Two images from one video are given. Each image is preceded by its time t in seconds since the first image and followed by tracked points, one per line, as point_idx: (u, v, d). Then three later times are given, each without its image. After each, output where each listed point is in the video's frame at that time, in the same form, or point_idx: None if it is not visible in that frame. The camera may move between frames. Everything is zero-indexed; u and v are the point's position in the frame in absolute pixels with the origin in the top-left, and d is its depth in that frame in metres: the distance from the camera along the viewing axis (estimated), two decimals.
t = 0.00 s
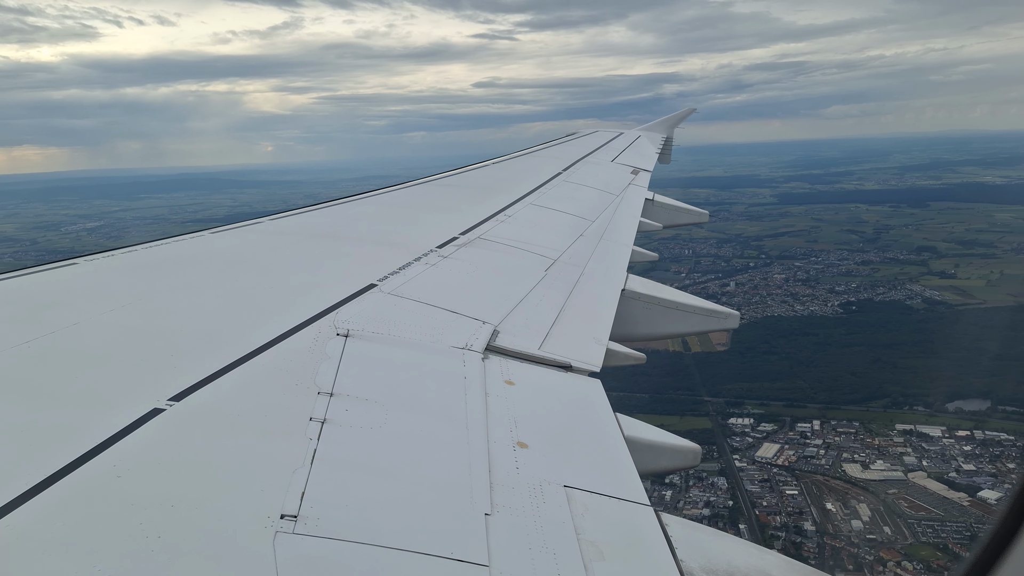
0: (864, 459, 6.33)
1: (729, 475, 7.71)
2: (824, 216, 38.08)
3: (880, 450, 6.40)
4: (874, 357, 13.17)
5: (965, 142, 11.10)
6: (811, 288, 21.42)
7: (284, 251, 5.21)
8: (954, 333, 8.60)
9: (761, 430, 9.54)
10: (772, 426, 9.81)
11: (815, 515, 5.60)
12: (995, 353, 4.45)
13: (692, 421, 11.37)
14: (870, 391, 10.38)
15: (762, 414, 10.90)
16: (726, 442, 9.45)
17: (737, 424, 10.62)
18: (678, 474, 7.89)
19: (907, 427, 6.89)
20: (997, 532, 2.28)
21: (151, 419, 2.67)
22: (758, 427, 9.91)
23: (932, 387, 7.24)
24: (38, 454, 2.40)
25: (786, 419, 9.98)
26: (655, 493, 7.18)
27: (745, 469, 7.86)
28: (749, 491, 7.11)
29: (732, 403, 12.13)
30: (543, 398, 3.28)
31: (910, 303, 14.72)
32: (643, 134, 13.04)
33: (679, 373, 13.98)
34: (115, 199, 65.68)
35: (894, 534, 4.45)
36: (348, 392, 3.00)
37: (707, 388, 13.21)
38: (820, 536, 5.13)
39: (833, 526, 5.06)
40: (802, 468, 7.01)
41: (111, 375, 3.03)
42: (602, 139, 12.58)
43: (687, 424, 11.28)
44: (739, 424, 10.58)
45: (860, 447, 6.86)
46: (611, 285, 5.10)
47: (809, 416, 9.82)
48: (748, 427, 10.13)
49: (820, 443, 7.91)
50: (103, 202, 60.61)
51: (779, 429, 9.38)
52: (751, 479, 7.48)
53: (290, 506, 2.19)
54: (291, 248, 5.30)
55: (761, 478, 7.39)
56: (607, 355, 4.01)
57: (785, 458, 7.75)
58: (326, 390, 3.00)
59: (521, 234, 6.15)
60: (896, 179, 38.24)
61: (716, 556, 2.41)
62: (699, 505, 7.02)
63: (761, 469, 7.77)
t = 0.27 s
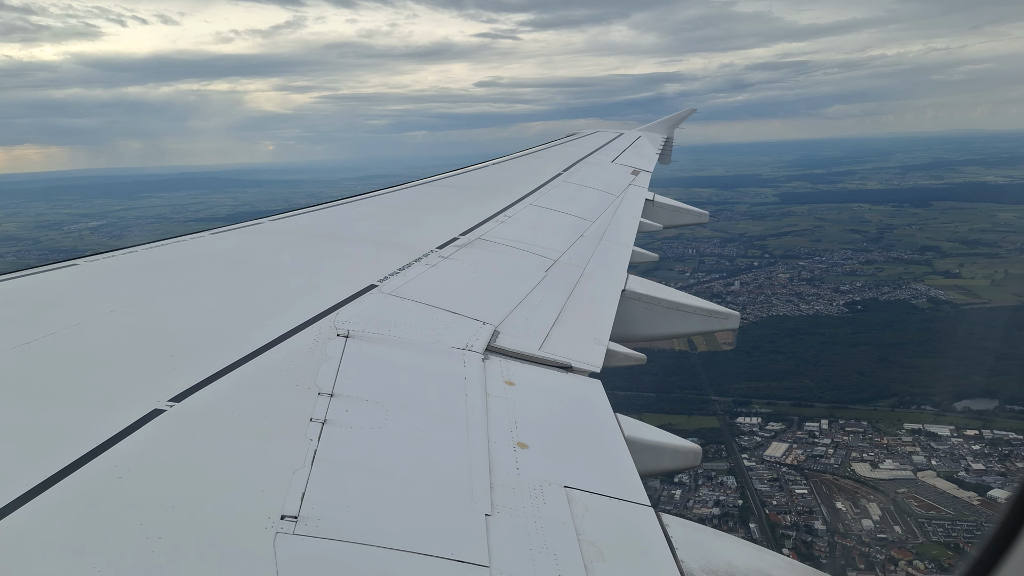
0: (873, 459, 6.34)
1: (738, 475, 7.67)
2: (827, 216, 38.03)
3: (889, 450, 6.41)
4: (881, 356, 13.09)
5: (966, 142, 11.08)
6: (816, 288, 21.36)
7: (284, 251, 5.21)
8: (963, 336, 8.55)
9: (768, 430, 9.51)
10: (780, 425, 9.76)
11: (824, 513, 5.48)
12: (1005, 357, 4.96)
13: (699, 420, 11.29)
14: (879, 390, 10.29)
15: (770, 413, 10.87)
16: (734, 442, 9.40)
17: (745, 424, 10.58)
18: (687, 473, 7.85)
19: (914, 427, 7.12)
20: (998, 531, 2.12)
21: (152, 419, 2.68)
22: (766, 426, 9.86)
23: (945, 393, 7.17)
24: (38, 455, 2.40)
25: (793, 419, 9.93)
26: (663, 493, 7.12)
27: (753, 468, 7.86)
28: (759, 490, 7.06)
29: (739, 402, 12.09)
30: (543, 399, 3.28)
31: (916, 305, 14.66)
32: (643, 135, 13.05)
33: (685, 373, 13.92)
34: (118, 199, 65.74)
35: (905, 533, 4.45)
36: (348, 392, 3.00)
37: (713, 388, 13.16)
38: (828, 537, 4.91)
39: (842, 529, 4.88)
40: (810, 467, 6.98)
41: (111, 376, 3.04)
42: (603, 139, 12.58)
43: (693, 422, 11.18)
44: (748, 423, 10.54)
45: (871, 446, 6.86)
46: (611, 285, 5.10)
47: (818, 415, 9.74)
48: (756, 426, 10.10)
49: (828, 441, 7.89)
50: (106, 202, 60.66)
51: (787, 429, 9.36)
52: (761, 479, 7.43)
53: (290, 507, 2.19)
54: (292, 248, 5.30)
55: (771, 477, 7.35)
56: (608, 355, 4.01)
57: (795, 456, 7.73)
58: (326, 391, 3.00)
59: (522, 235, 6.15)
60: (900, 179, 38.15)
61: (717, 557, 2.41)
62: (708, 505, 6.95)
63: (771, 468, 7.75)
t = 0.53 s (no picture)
0: (881, 459, 6.32)
1: (749, 471, 7.55)
2: (830, 215, 37.97)
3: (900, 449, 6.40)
4: (886, 354, 13.03)
5: (968, 141, 11.04)
6: (820, 288, 21.28)
7: (285, 251, 5.21)
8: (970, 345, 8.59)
9: (777, 429, 9.46)
10: (789, 425, 9.66)
11: (834, 513, 5.37)
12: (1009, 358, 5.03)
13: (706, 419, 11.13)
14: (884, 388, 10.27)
15: (777, 413, 10.80)
16: (742, 440, 9.24)
17: (753, 422, 10.49)
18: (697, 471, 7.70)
19: (923, 426, 7.06)
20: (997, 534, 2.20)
21: (152, 419, 2.68)
22: (774, 425, 9.76)
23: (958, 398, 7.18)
24: (39, 455, 2.40)
25: (802, 419, 9.93)
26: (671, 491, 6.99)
27: (761, 466, 7.81)
28: (768, 489, 6.97)
29: (747, 400, 12.06)
30: (543, 398, 3.28)
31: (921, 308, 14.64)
32: (643, 134, 13.03)
33: (692, 373, 13.96)
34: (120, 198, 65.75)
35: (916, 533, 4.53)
36: (348, 392, 3.00)
37: (720, 386, 13.16)
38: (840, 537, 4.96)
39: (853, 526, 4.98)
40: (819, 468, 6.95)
41: (110, 376, 3.03)
42: (603, 139, 12.55)
43: (700, 421, 11.05)
44: (755, 423, 10.43)
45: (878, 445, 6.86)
46: (612, 285, 5.10)
47: (826, 416, 9.71)
48: (763, 426, 10.01)
49: (837, 442, 7.83)
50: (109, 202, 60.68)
51: (795, 429, 9.26)
52: (771, 477, 7.33)
53: (290, 507, 2.19)
54: (293, 248, 5.30)
55: (780, 477, 7.25)
56: (608, 355, 4.01)
57: (804, 455, 7.69)
58: (326, 390, 3.00)
59: (521, 234, 6.14)
60: (903, 178, 38.07)
61: (717, 557, 2.41)
62: (717, 503, 6.80)
63: (779, 467, 7.67)
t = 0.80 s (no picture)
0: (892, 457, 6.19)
1: (758, 471, 7.55)
2: (834, 213, 37.89)
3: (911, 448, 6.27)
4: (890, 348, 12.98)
5: (970, 140, 11.00)
6: (824, 287, 21.24)
7: (286, 251, 5.21)
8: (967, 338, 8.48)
9: (785, 428, 9.53)
10: (797, 424, 9.66)
11: (845, 512, 5.40)
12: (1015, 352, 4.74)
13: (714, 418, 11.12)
14: (889, 386, 10.22)
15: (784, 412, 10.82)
16: (751, 439, 9.30)
17: (761, 421, 10.52)
18: (707, 471, 7.86)
19: (931, 424, 6.76)
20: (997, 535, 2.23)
21: (153, 419, 2.68)
22: (782, 425, 9.83)
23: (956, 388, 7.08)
24: (40, 455, 2.40)
25: (810, 417, 9.95)
26: (681, 492, 7.12)
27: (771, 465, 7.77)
28: (778, 488, 6.95)
29: (755, 399, 12.14)
30: (544, 398, 3.28)
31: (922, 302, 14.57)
32: (644, 134, 13.02)
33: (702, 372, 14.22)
34: (124, 198, 65.87)
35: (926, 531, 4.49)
36: (349, 391, 3.00)
37: (729, 385, 13.38)
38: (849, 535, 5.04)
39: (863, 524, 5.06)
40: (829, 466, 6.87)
41: (111, 376, 3.04)
42: (604, 138, 12.55)
43: (709, 420, 11.08)
44: (763, 421, 10.45)
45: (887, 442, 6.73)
46: (612, 284, 5.09)
47: (835, 416, 9.61)
48: (771, 425, 10.04)
49: (847, 440, 7.66)
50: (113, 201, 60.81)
51: (805, 428, 9.24)
52: (780, 476, 7.31)
53: (292, 506, 2.19)
54: (293, 248, 5.29)
55: (789, 475, 7.23)
56: (608, 354, 4.01)
57: (812, 454, 7.66)
58: (327, 390, 3.00)
59: (522, 234, 6.14)
60: (907, 176, 37.95)
61: (718, 556, 2.40)
62: (727, 501, 6.89)
63: (788, 465, 7.64)
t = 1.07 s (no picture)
0: (899, 453, 5.90)
1: (764, 467, 7.63)
2: (836, 211, 37.85)
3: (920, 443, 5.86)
4: (889, 342, 12.94)
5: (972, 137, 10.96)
6: (828, 284, 21.20)
7: (286, 247, 5.20)
8: (955, 328, 8.33)
9: (791, 425, 9.62)
10: (803, 421, 9.75)
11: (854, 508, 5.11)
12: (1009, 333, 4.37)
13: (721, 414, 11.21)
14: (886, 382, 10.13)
15: (790, 409, 10.86)
16: (758, 435, 9.36)
17: (767, 417, 10.56)
18: (714, 466, 8.07)
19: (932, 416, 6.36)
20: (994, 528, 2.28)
21: (154, 415, 2.68)
22: (788, 421, 9.94)
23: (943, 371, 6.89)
24: (40, 451, 2.40)
25: (816, 414, 9.99)
26: (690, 487, 7.28)
27: (779, 462, 7.78)
28: (785, 484, 6.95)
29: (761, 396, 12.20)
30: (543, 394, 3.28)
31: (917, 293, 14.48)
32: (645, 130, 13.01)
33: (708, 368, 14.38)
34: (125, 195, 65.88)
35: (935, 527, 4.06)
36: (349, 388, 3.01)
37: (735, 381, 13.55)
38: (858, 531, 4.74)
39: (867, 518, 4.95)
40: (837, 461, 6.73)
41: (111, 372, 3.04)
42: (604, 134, 12.55)
43: (715, 417, 11.18)
44: (769, 416, 10.51)
45: (893, 438, 6.48)
46: (611, 281, 5.09)
47: (841, 413, 9.43)
48: (777, 421, 10.13)
49: (853, 436, 7.47)
50: (115, 198, 60.85)
51: (811, 424, 9.29)
52: (786, 473, 7.30)
53: (292, 502, 2.20)
54: (292, 244, 5.29)
55: (797, 471, 7.21)
56: (608, 351, 4.01)
57: (818, 450, 7.63)
58: (327, 386, 3.01)
59: (521, 230, 6.14)
60: (909, 173, 37.85)
61: (717, 552, 2.41)
62: (735, 497, 6.97)
63: (796, 462, 7.65)
